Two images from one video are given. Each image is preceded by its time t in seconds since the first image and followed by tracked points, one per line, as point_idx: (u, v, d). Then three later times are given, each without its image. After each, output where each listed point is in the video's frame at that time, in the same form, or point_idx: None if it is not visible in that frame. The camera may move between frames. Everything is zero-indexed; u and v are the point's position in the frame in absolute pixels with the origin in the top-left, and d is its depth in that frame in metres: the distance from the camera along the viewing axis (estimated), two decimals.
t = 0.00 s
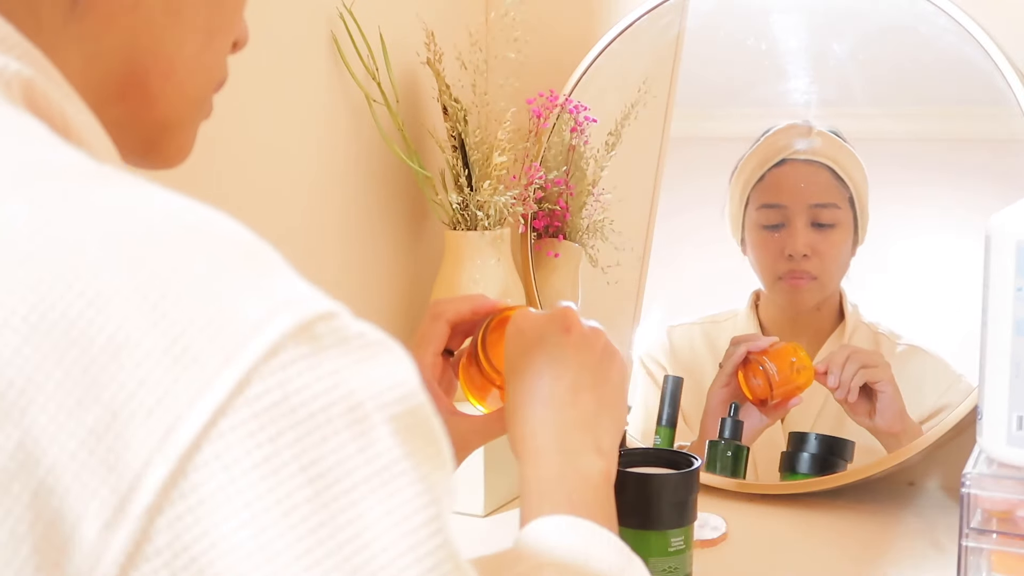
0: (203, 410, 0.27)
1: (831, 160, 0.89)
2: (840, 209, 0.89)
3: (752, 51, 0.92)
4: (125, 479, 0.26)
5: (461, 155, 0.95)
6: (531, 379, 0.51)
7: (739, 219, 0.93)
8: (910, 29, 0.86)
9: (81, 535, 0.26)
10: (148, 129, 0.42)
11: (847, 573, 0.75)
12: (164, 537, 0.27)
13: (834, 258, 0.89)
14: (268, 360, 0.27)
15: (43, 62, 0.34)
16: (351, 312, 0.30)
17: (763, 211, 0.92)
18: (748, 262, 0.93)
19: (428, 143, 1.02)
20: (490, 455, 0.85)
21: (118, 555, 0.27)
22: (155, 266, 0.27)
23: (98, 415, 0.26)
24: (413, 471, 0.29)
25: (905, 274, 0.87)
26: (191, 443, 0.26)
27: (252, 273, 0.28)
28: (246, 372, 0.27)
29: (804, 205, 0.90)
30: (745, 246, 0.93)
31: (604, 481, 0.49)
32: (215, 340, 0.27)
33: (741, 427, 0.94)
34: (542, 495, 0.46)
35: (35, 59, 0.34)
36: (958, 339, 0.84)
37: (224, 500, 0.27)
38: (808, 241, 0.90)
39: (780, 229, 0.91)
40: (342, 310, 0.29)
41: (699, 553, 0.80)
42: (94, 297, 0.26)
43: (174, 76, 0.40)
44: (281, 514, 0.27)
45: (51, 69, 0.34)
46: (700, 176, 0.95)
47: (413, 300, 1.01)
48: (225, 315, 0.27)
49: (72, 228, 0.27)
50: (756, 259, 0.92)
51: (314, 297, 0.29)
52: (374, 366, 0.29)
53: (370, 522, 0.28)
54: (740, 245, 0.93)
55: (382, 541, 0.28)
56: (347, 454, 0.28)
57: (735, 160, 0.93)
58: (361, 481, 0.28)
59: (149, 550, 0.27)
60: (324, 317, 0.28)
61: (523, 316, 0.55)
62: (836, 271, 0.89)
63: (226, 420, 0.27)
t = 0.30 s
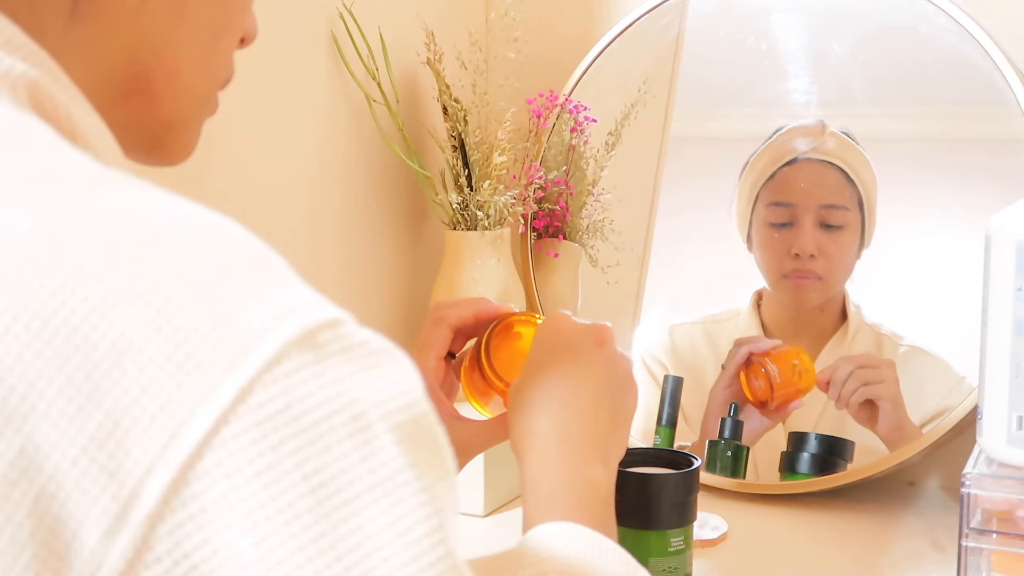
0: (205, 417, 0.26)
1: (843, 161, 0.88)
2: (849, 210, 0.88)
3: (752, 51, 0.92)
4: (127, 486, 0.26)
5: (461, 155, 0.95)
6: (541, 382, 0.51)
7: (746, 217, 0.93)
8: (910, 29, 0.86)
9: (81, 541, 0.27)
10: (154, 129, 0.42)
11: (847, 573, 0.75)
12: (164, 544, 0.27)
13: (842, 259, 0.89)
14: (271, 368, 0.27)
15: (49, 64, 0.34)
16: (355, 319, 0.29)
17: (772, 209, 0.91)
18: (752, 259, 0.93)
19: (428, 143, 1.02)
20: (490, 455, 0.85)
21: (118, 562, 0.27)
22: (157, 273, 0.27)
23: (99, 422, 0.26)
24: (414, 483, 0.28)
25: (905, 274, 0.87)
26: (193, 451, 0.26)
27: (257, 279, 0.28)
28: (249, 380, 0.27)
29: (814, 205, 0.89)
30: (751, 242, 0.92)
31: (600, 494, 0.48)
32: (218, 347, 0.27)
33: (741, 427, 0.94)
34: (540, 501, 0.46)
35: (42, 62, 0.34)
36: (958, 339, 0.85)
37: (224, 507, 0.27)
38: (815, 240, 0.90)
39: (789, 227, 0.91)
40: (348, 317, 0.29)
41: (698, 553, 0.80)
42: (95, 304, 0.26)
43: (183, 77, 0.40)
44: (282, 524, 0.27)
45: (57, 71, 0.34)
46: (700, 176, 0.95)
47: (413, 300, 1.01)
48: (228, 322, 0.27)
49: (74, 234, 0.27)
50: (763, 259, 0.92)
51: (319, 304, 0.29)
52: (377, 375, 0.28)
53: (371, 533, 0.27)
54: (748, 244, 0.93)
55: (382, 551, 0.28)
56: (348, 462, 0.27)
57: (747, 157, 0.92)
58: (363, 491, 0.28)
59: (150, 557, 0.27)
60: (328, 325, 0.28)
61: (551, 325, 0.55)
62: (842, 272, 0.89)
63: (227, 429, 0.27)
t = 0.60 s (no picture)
0: (203, 415, 0.26)
1: (844, 162, 0.88)
2: (850, 211, 0.88)
3: (752, 51, 0.92)
4: (124, 485, 0.26)
5: (461, 155, 0.95)
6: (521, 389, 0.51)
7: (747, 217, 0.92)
8: (910, 29, 0.86)
9: (80, 539, 0.27)
10: (154, 128, 0.42)
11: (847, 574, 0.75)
12: (162, 542, 0.27)
13: (843, 258, 0.89)
14: (269, 366, 0.27)
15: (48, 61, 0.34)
16: (355, 318, 0.30)
17: (772, 209, 0.91)
18: (752, 260, 0.93)
19: (428, 143, 1.02)
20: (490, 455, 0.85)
21: (118, 558, 0.26)
22: (156, 271, 0.27)
23: (98, 420, 0.26)
24: (414, 481, 0.29)
25: (904, 274, 0.87)
26: (192, 449, 0.26)
27: (256, 279, 0.28)
28: (247, 379, 0.27)
29: (816, 206, 0.89)
30: (752, 243, 0.92)
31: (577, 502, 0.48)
32: (217, 346, 0.27)
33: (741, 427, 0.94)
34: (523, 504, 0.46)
35: (41, 60, 0.34)
36: (958, 339, 0.84)
37: (225, 504, 0.27)
38: (816, 240, 0.90)
39: (789, 227, 0.91)
40: (347, 316, 0.29)
41: (698, 553, 0.80)
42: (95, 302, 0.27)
43: (183, 78, 0.41)
44: (281, 520, 0.27)
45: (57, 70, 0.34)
46: (701, 176, 0.95)
47: (414, 301, 1.01)
48: (228, 321, 0.27)
49: (74, 232, 0.27)
50: (763, 258, 0.92)
51: (318, 304, 0.29)
52: (377, 374, 0.29)
53: (368, 531, 0.28)
54: (749, 245, 0.93)
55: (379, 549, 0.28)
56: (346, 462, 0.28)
57: (749, 157, 0.92)
58: (360, 489, 0.28)
59: (150, 557, 0.27)
60: (327, 323, 0.28)
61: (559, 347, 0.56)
62: (842, 272, 0.89)
63: (227, 426, 0.27)
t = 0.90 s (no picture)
0: (197, 419, 0.26)
1: (845, 163, 0.88)
2: (850, 211, 0.88)
3: (753, 52, 0.92)
4: (117, 487, 0.26)
5: (461, 155, 0.95)
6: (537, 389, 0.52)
7: (747, 218, 0.92)
8: (910, 30, 0.86)
9: (71, 542, 0.27)
10: (152, 129, 0.42)
11: (846, 573, 0.75)
12: (155, 543, 0.27)
13: (843, 258, 0.89)
14: (264, 371, 0.27)
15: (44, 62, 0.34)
16: (352, 324, 0.30)
17: (773, 209, 0.91)
18: (752, 259, 0.93)
19: (428, 143, 1.02)
20: (490, 456, 0.85)
21: (107, 564, 0.27)
22: (152, 275, 0.27)
23: (92, 422, 0.26)
24: (405, 493, 0.29)
25: (904, 274, 0.87)
26: (185, 451, 0.26)
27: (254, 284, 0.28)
28: (242, 383, 0.27)
29: (815, 205, 0.89)
30: (752, 242, 0.92)
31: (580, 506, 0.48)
32: (212, 349, 0.27)
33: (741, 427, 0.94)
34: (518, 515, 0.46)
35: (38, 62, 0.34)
36: (958, 339, 0.84)
37: (215, 511, 0.27)
38: (816, 240, 0.90)
39: (790, 227, 0.91)
40: (343, 322, 0.29)
41: (697, 553, 0.80)
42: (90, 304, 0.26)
43: (180, 80, 0.40)
44: (269, 530, 0.27)
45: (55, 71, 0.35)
46: (700, 176, 0.95)
47: (413, 302, 1.01)
48: (224, 325, 0.27)
49: (70, 233, 0.27)
50: (763, 260, 0.92)
51: (315, 308, 0.29)
52: (372, 381, 0.29)
53: (357, 542, 0.28)
54: (749, 245, 0.92)
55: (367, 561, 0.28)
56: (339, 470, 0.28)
57: (748, 158, 0.92)
58: (351, 499, 0.28)
59: (145, 557, 0.27)
60: (323, 330, 0.28)
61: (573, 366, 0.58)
62: (843, 272, 0.89)
63: (219, 432, 0.27)
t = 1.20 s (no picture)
0: (186, 418, 0.26)
1: (844, 163, 0.88)
2: (849, 209, 0.88)
3: (753, 51, 0.92)
4: (105, 488, 0.26)
5: (461, 155, 0.95)
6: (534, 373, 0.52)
7: (748, 217, 0.92)
8: (910, 30, 0.86)
9: (60, 541, 0.27)
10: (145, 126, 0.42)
11: (846, 573, 0.75)
12: (144, 543, 0.27)
13: (842, 257, 0.89)
14: (254, 371, 0.27)
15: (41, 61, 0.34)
16: (344, 324, 0.30)
17: (773, 208, 0.91)
18: (752, 259, 0.92)
19: (428, 143, 1.02)
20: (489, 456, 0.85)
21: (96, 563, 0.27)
22: (142, 275, 0.27)
23: (81, 423, 0.26)
24: (397, 492, 0.29)
25: (903, 274, 0.87)
26: (174, 451, 0.26)
27: (249, 283, 0.28)
28: (233, 382, 0.27)
29: (815, 204, 0.89)
30: (752, 242, 0.92)
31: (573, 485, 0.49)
32: (202, 349, 0.27)
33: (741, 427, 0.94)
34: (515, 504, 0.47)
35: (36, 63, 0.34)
36: (958, 339, 0.84)
37: (205, 511, 0.27)
38: (816, 239, 0.90)
39: (790, 226, 0.91)
40: (336, 321, 0.30)
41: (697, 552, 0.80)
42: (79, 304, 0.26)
43: (172, 75, 0.41)
44: (258, 530, 0.27)
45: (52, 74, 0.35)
46: (699, 176, 0.95)
47: (414, 303, 1.02)
48: (215, 324, 0.27)
49: (62, 231, 0.27)
50: (763, 259, 0.92)
51: (306, 307, 0.29)
52: (362, 380, 0.29)
53: (347, 541, 0.28)
54: (749, 245, 0.93)
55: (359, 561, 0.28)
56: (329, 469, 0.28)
57: (750, 159, 0.92)
58: (341, 499, 0.28)
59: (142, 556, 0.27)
60: (314, 329, 0.29)
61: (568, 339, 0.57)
62: (842, 272, 0.89)
63: (208, 432, 0.27)
